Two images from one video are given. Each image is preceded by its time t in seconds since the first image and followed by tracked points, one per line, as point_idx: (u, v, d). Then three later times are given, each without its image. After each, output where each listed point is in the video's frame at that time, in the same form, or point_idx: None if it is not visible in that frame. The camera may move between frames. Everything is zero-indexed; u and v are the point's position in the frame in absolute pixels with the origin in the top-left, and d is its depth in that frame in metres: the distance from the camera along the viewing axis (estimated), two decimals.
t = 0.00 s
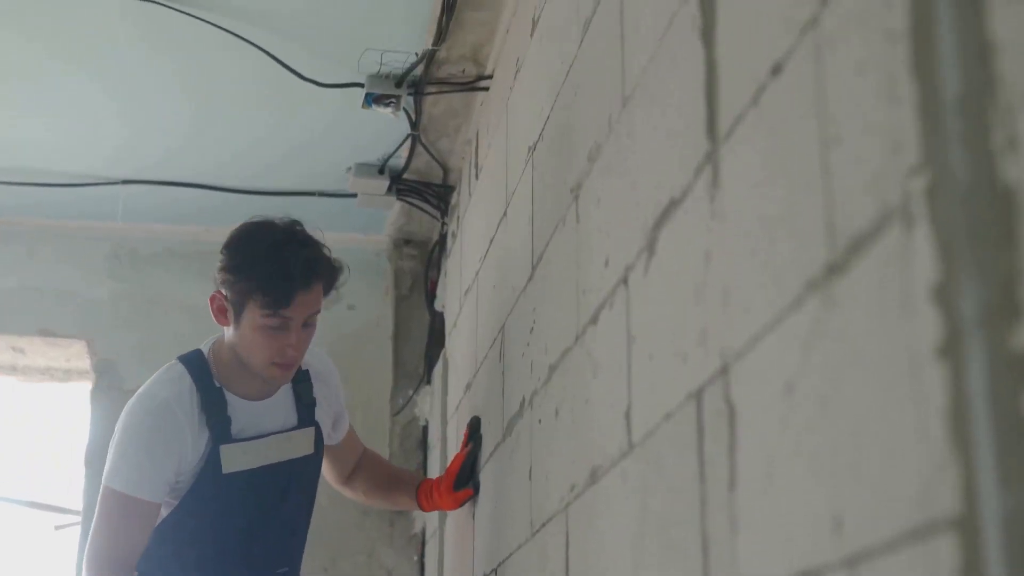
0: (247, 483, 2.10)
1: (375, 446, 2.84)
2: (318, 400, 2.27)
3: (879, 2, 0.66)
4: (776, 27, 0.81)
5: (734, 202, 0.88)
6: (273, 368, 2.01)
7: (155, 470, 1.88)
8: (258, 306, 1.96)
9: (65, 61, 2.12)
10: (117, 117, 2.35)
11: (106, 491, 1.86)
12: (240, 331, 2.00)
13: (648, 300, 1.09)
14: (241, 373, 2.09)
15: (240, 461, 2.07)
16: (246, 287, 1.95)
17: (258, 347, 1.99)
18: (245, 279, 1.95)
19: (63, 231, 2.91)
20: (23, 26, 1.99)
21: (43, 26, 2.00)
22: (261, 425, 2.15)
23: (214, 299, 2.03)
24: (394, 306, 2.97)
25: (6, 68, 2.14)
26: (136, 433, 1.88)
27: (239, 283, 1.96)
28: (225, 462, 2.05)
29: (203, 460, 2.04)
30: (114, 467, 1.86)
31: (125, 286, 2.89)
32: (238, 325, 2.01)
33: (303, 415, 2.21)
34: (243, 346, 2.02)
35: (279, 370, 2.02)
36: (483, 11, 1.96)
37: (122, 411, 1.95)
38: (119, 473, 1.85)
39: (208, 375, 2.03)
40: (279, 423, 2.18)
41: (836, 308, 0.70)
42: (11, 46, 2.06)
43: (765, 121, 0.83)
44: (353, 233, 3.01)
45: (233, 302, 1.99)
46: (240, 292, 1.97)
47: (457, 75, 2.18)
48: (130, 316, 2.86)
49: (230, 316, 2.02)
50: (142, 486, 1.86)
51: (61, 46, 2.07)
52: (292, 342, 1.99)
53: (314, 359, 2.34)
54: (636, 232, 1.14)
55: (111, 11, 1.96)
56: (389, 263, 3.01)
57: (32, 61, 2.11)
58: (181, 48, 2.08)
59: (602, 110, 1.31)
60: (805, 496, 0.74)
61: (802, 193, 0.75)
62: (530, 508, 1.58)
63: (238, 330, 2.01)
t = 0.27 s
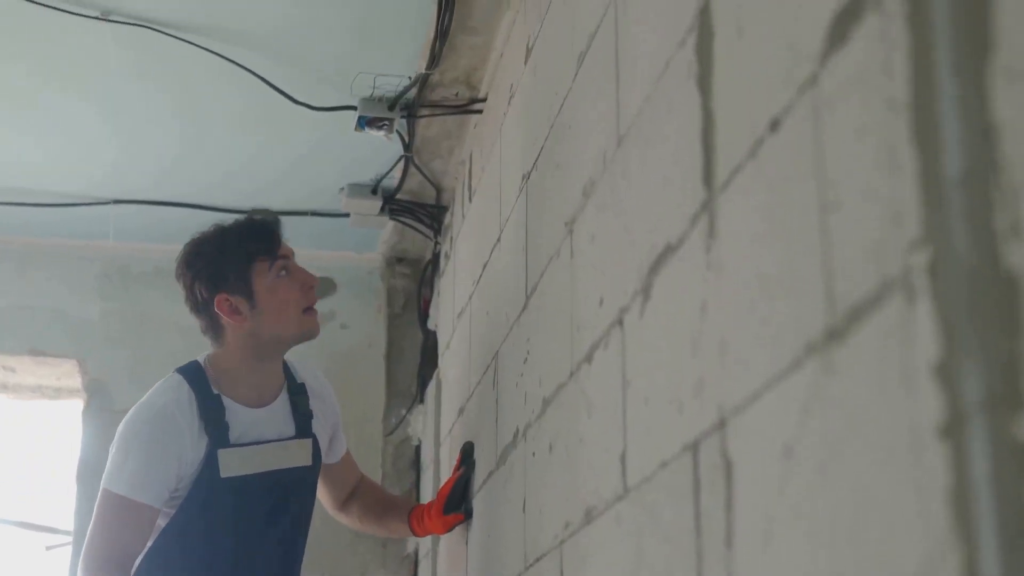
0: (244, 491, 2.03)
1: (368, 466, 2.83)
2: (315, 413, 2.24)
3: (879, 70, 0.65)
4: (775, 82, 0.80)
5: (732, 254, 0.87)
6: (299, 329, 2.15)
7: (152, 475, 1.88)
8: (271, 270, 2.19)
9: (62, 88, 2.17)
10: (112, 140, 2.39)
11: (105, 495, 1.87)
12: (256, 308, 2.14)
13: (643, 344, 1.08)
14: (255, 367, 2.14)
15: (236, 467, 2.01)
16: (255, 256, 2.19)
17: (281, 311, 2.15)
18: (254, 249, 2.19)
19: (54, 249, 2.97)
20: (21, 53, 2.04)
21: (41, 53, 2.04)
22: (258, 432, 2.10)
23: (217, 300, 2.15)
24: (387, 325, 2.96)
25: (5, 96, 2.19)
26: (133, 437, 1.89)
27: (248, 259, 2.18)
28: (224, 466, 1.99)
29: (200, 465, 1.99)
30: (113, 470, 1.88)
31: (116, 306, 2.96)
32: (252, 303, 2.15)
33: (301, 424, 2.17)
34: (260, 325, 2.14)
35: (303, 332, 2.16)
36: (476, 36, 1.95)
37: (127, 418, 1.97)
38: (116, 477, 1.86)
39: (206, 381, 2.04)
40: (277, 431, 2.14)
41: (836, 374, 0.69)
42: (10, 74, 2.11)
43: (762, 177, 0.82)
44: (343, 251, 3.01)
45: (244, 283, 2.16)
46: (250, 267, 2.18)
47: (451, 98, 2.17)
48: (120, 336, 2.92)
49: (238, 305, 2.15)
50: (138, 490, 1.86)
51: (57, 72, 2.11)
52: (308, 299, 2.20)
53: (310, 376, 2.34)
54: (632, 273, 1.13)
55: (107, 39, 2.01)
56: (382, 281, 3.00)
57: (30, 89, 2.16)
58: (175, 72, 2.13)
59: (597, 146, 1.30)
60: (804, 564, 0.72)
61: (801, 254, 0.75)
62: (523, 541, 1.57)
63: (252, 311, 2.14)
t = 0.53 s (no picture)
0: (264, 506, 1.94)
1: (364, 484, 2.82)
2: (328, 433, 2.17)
3: (887, 134, 0.64)
4: (780, 135, 0.79)
5: (735, 307, 0.86)
6: (304, 321, 2.17)
7: (167, 467, 1.85)
8: (265, 273, 2.21)
9: (57, 108, 2.20)
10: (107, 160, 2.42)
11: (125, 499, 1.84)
12: (260, 309, 2.16)
13: (644, 387, 1.07)
14: (268, 368, 2.12)
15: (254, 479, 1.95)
16: (247, 262, 2.22)
17: (285, 307, 2.17)
18: (245, 256, 2.22)
19: (48, 267, 3.03)
20: (15, 74, 2.08)
21: (35, 74, 2.08)
22: (270, 447, 2.03)
23: (221, 310, 2.16)
24: (383, 342, 2.95)
25: (1, 118, 2.23)
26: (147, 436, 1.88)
27: (241, 267, 2.20)
28: (238, 475, 1.93)
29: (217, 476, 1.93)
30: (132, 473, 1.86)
31: (111, 323, 3.02)
32: (255, 306, 2.16)
33: (313, 441, 2.10)
34: (267, 324, 2.15)
35: (308, 325, 2.18)
36: (473, 58, 1.94)
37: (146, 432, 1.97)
38: (133, 476, 1.85)
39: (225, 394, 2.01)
40: (289, 447, 2.06)
41: (841, 440, 0.68)
42: (6, 96, 2.15)
43: (767, 230, 0.81)
44: (337, 268, 2.99)
45: (243, 290, 2.18)
46: (244, 274, 2.20)
47: (448, 120, 2.16)
48: (113, 354, 2.98)
49: (242, 310, 2.16)
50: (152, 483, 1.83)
51: (51, 93, 2.15)
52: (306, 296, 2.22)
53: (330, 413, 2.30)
54: (632, 314, 1.12)
55: (99, 60, 2.05)
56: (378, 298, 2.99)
57: (25, 110, 2.20)
58: (166, 92, 2.16)
59: (596, 180, 1.29)
60: None
61: (808, 315, 0.73)
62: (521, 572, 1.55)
63: (257, 313, 2.16)
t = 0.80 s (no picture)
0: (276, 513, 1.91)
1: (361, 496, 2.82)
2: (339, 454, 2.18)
3: (898, 172, 0.63)
4: (789, 167, 0.78)
5: (741, 338, 0.85)
6: (308, 338, 2.14)
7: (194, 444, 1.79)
8: (270, 294, 2.20)
9: (52, 120, 2.19)
10: (103, 171, 2.40)
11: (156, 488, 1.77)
12: (264, 328, 2.14)
13: (648, 413, 1.05)
14: (275, 386, 2.10)
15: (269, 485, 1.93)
16: (253, 286, 2.21)
17: (289, 325, 2.15)
18: (251, 279, 2.22)
19: (41, 276, 3.01)
20: (11, 87, 2.07)
21: (31, 87, 2.07)
22: (287, 457, 2.02)
23: (226, 332, 2.15)
24: (380, 352, 2.94)
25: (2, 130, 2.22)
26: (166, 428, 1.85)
27: (246, 289, 2.20)
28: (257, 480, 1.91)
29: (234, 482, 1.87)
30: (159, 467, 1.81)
31: (106, 333, 3.01)
32: (259, 325, 2.15)
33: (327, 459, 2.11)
34: (271, 342, 2.13)
35: (313, 341, 2.15)
36: (471, 71, 1.93)
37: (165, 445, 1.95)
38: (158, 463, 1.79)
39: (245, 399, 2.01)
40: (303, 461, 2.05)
41: (852, 481, 0.67)
42: (1, 108, 2.14)
43: (774, 262, 0.80)
44: (333, 278, 2.98)
45: (248, 311, 2.17)
46: (250, 297, 2.20)
47: (447, 132, 2.15)
48: (108, 365, 2.97)
49: (247, 330, 2.15)
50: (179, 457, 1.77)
51: (46, 105, 2.14)
52: (312, 315, 2.19)
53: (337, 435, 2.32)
54: (635, 338, 1.11)
55: (96, 73, 2.04)
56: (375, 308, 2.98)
57: (20, 122, 2.19)
58: (162, 105, 2.15)
59: (598, 200, 1.28)
60: None
61: (817, 351, 0.72)
62: None
63: (261, 332, 2.14)
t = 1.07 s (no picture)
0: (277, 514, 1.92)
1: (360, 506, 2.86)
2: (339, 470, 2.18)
3: (914, 205, 0.63)
4: (799, 194, 0.78)
5: (752, 364, 0.84)
6: (299, 354, 2.13)
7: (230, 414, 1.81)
8: (263, 313, 2.19)
9: (51, 130, 2.19)
10: (101, 180, 2.39)
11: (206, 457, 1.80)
12: (257, 346, 2.15)
13: (654, 435, 1.05)
14: (272, 404, 2.11)
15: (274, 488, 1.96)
16: (245, 306, 2.19)
17: (281, 342, 2.14)
18: (243, 299, 2.20)
19: (39, 284, 3.03)
20: (9, 97, 2.07)
21: (29, 97, 2.07)
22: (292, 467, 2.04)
23: (221, 352, 2.16)
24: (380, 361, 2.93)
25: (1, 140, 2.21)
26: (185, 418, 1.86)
27: (238, 309, 2.19)
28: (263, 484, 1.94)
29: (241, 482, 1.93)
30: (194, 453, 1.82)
31: (105, 342, 3.01)
32: (252, 344, 2.15)
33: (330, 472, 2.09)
34: (265, 360, 2.13)
35: (305, 356, 2.14)
36: (473, 83, 1.93)
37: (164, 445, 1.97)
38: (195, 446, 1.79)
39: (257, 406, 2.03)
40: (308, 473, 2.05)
41: (866, 515, 0.66)
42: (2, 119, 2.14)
43: (785, 289, 0.79)
44: (334, 286, 2.98)
45: (241, 331, 2.17)
46: (243, 317, 2.19)
47: (448, 142, 2.14)
48: (107, 373, 2.97)
49: (240, 349, 2.15)
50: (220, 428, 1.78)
51: (45, 115, 2.13)
52: (305, 331, 2.18)
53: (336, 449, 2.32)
54: (640, 358, 1.10)
55: (95, 83, 2.03)
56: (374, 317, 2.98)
57: (19, 132, 2.18)
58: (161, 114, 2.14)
59: (602, 218, 1.27)
60: None
61: (829, 381, 0.72)
62: None
63: (254, 351, 2.15)
